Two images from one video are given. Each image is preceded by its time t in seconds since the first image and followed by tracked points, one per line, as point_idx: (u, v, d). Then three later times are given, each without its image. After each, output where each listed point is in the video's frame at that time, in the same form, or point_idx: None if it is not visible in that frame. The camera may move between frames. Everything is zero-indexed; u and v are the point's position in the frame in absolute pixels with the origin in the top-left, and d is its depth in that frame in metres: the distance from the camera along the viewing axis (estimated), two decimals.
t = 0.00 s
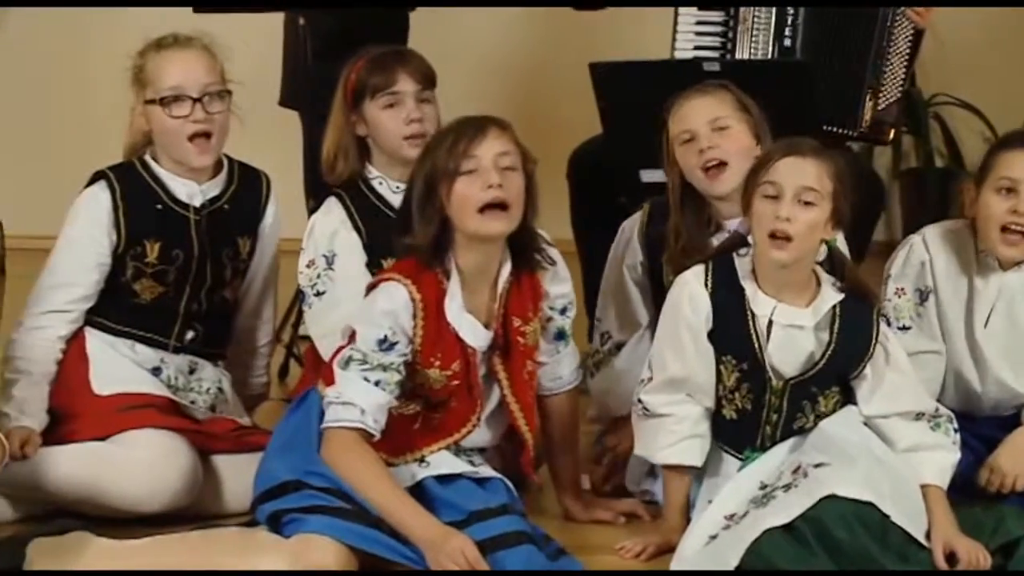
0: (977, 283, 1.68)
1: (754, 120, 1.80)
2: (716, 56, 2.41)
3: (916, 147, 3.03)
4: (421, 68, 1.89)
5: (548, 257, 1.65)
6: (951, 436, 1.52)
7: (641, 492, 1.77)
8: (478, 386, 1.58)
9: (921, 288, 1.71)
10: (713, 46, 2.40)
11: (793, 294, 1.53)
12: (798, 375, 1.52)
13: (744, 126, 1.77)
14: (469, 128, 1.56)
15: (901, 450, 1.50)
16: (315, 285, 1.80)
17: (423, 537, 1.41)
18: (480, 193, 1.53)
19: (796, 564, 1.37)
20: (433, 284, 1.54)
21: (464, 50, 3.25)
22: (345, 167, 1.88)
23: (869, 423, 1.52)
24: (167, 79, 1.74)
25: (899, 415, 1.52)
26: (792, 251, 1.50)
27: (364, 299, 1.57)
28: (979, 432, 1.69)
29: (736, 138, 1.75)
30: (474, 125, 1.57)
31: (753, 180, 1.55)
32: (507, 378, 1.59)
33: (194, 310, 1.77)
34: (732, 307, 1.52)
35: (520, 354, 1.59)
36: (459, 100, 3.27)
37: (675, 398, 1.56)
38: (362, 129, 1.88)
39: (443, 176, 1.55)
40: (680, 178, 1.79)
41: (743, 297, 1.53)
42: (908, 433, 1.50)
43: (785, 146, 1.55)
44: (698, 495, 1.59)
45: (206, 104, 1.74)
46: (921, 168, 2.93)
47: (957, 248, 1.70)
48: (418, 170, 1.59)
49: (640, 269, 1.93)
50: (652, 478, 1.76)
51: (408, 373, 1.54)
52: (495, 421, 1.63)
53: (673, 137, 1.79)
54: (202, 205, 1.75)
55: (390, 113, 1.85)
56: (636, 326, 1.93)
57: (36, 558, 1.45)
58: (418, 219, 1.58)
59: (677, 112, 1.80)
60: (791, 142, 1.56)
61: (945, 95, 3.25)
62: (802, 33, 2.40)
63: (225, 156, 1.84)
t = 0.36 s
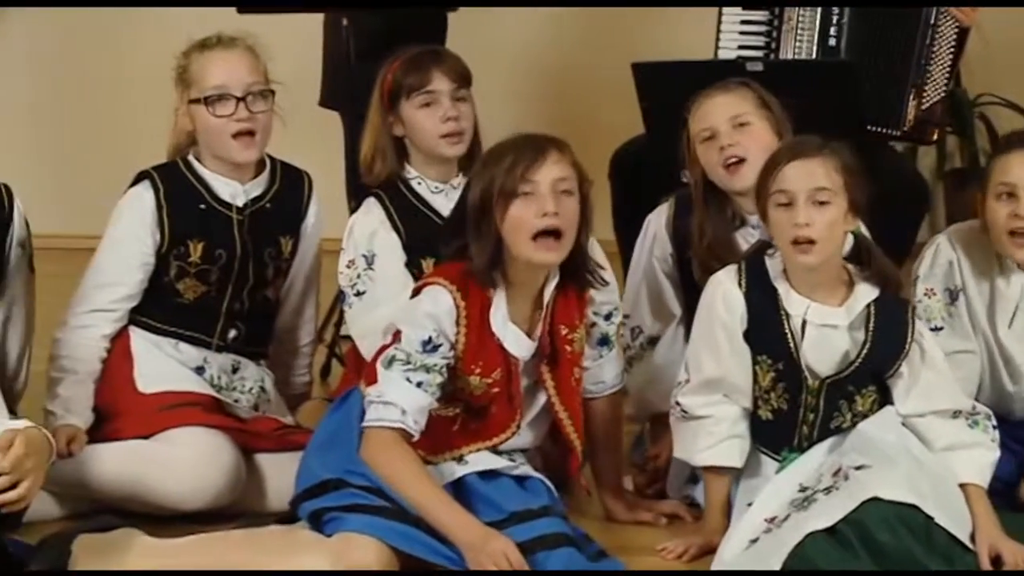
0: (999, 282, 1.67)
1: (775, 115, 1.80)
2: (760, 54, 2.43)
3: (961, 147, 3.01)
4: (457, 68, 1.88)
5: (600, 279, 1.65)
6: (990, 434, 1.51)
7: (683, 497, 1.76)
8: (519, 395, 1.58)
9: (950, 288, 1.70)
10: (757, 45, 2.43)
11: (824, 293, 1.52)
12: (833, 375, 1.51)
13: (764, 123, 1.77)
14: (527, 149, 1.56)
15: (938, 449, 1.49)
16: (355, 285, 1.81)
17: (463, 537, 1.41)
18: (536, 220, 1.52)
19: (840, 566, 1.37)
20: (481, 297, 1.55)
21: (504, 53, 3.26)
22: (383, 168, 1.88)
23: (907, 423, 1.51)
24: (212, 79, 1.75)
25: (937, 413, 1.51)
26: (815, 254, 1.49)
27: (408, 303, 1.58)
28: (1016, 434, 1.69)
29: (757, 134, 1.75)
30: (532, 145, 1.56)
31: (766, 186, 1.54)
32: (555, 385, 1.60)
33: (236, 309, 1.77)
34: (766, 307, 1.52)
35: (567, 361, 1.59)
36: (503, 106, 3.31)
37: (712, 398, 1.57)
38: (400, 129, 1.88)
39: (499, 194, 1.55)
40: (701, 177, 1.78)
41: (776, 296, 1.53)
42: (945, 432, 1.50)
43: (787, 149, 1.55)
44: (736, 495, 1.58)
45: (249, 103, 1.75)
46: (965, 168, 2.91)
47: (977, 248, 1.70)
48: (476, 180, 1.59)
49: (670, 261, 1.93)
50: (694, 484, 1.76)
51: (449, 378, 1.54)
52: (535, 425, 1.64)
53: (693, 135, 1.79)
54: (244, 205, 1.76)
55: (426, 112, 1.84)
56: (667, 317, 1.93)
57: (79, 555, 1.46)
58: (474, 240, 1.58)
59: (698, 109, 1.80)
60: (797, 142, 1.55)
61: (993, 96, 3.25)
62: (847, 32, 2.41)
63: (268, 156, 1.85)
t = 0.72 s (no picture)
0: None
1: (840, 117, 1.79)
2: (809, 53, 2.42)
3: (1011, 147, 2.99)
4: (493, 68, 1.87)
5: (628, 276, 1.66)
6: None
7: (727, 496, 1.75)
8: (556, 387, 1.58)
9: (1008, 291, 1.69)
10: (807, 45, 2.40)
11: (885, 293, 1.51)
12: (891, 377, 1.50)
13: (832, 131, 1.76)
14: (565, 151, 1.55)
15: (994, 456, 1.49)
16: (395, 286, 1.82)
17: (511, 531, 1.42)
18: (569, 229, 1.52)
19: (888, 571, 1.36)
20: (513, 293, 1.55)
21: (544, 53, 3.26)
22: (420, 169, 1.88)
23: (961, 428, 1.51)
24: (244, 82, 1.75)
25: (993, 420, 1.50)
26: (876, 256, 1.48)
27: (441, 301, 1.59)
28: None
29: (821, 142, 1.75)
30: (573, 145, 1.56)
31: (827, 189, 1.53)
32: (588, 375, 1.60)
33: (274, 308, 1.78)
34: (825, 306, 1.52)
35: (599, 349, 1.59)
36: (544, 104, 3.29)
37: (770, 399, 1.56)
38: (438, 130, 1.87)
39: (533, 196, 1.55)
40: (766, 184, 1.79)
41: (834, 295, 1.52)
42: (1003, 438, 1.50)
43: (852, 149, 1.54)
44: (785, 496, 1.57)
45: (281, 105, 1.75)
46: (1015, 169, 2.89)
47: None
48: (512, 172, 1.58)
49: (727, 262, 1.93)
50: (739, 481, 1.75)
51: (486, 371, 1.55)
52: (575, 412, 1.64)
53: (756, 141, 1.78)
54: (280, 205, 1.77)
55: (463, 112, 1.84)
56: (724, 318, 1.93)
57: (127, 554, 1.48)
58: (507, 237, 1.57)
59: (761, 115, 1.79)
60: (861, 143, 1.54)
61: None
62: (899, 30, 2.38)
63: (303, 157, 1.86)
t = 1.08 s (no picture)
0: None
1: (919, 116, 1.76)
2: (860, 53, 2.43)
3: None
4: (536, 70, 1.87)
5: (664, 258, 1.64)
6: None
7: (772, 492, 1.74)
8: (599, 375, 1.58)
9: None
10: (857, 44, 2.43)
11: (954, 298, 1.50)
12: (954, 383, 1.49)
13: (908, 131, 1.73)
14: (596, 135, 1.55)
15: None
16: (442, 286, 1.82)
17: (556, 528, 1.42)
18: (604, 204, 1.52)
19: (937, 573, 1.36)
20: (554, 280, 1.55)
21: (587, 51, 3.25)
22: (463, 172, 1.89)
23: None
24: (279, 82, 1.75)
25: None
26: (966, 257, 1.47)
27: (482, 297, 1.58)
28: None
29: (899, 141, 1.72)
30: (601, 130, 1.55)
31: (926, 188, 1.52)
32: (625, 367, 1.59)
33: (320, 309, 1.78)
34: (891, 307, 1.51)
35: (637, 342, 1.59)
36: (584, 103, 3.30)
37: (831, 401, 1.55)
38: (482, 133, 1.88)
39: (568, 177, 1.54)
40: (841, 183, 1.77)
41: (902, 296, 1.51)
42: None
43: (961, 148, 1.52)
44: (838, 498, 1.56)
45: (317, 102, 1.75)
46: None
47: None
48: (545, 162, 1.58)
49: (799, 259, 1.91)
50: (786, 478, 1.74)
51: (530, 365, 1.54)
52: (616, 407, 1.62)
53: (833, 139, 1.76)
54: (325, 205, 1.77)
55: (507, 115, 1.84)
56: (792, 314, 1.91)
57: (177, 551, 1.49)
58: (543, 226, 1.58)
59: (835, 112, 1.76)
60: (966, 146, 1.53)
61: None
62: (951, 32, 2.35)
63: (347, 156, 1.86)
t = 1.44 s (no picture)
0: None
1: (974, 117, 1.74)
2: (916, 52, 2.41)
3: None
4: (598, 69, 1.88)
5: (712, 245, 1.63)
6: None
7: (823, 497, 1.73)
8: (650, 373, 1.57)
9: None
10: (913, 42, 2.40)
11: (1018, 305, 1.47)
12: (1012, 387, 1.48)
13: (960, 125, 1.72)
14: (627, 123, 1.56)
15: None
16: (495, 285, 1.81)
17: (604, 531, 1.42)
18: (646, 183, 1.52)
19: None
20: (602, 275, 1.54)
21: (638, 51, 3.25)
22: (520, 170, 1.89)
23: None
24: (338, 84, 1.75)
25: None
26: None
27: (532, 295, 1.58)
28: None
29: (952, 139, 1.71)
30: (632, 119, 1.57)
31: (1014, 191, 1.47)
32: (675, 363, 1.58)
33: (372, 309, 1.79)
34: (949, 309, 1.49)
35: (688, 342, 1.58)
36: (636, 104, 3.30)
37: (886, 403, 1.54)
38: (540, 132, 1.89)
39: (608, 168, 1.54)
40: (891, 180, 1.74)
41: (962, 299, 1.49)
42: None
43: None
44: (890, 500, 1.55)
45: (377, 105, 1.75)
46: None
47: None
48: (583, 161, 1.58)
49: (845, 262, 1.89)
50: (837, 482, 1.73)
51: (581, 364, 1.54)
52: (668, 407, 1.62)
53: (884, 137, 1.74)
54: (379, 206, 1.77)
55: (566, 115, 1.85)
56: (839, 319, 1.89)
57: (227, 549, 1.49)
58: (585, 216, 1.57)
59: (887, 111, 1.75)
60: None
61: None
62: (1011, 29, 2.32)
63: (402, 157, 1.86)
